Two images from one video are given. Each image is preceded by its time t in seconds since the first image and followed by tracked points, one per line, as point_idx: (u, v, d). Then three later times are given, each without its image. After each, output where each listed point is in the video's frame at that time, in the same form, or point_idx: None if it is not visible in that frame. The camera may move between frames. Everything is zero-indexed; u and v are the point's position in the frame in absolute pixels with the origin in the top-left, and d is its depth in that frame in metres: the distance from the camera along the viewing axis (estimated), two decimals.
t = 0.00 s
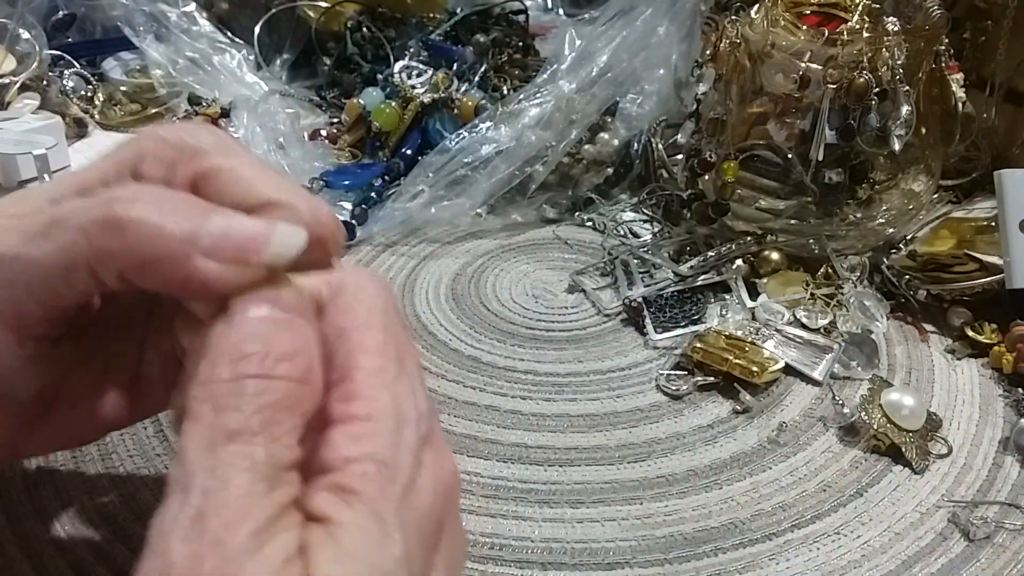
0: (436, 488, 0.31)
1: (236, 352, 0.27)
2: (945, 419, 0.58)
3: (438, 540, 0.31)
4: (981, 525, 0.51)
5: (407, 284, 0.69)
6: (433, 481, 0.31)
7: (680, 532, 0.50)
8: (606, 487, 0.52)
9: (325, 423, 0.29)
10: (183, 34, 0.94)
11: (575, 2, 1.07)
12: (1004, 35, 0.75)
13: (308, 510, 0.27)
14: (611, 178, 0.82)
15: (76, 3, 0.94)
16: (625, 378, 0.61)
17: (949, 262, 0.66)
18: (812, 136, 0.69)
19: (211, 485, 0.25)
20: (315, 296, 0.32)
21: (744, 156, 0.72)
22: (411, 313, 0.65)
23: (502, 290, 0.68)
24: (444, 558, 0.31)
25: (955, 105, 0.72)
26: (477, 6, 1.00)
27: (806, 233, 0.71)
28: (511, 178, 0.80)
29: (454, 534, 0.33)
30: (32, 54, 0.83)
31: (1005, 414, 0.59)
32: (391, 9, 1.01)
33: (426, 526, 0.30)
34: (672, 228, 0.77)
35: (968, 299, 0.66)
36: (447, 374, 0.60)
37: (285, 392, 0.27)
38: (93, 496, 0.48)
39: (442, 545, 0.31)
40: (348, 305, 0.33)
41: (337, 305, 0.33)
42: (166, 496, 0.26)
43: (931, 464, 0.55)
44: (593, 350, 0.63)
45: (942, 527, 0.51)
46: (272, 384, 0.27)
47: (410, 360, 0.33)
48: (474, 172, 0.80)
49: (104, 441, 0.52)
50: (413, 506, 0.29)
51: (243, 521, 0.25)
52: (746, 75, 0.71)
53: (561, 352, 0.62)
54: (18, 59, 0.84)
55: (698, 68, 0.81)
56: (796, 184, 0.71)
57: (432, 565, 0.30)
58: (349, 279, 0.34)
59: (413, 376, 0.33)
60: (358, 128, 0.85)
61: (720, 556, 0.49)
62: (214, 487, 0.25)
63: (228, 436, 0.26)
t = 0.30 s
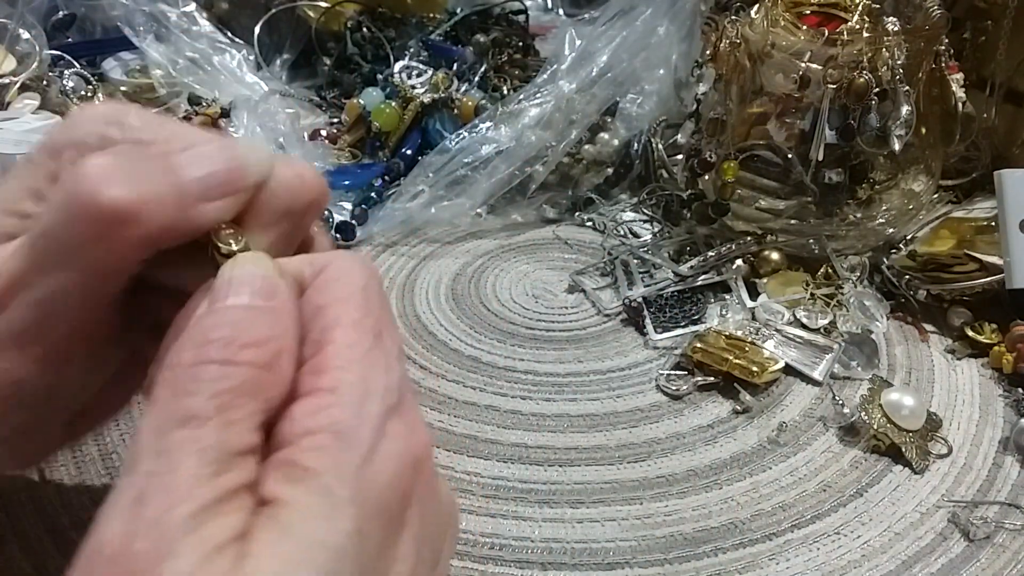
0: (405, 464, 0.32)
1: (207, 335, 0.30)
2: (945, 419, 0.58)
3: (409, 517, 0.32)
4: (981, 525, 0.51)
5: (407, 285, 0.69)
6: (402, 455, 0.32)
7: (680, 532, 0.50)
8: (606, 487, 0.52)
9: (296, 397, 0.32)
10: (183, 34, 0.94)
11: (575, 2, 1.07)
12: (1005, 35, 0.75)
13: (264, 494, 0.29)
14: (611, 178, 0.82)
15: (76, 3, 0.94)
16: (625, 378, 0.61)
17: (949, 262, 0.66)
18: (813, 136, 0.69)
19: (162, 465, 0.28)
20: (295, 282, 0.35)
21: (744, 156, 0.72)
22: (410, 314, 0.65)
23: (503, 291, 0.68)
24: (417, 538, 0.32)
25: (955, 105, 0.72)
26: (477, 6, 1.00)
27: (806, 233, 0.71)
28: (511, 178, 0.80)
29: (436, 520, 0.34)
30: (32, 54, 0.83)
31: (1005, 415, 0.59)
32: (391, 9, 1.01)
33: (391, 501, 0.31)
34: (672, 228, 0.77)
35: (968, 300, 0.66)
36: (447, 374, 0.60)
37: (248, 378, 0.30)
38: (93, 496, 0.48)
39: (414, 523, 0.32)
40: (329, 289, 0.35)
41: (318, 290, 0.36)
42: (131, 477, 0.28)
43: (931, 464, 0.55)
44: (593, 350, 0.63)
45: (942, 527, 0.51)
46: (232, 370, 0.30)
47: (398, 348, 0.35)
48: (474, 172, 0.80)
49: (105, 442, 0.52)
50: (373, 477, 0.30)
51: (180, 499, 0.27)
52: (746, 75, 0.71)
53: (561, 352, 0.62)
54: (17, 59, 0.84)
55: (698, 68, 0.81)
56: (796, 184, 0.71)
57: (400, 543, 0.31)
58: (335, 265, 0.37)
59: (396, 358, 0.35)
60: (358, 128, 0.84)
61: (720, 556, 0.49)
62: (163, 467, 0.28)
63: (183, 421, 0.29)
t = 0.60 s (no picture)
0: (404, 455, 0.27)
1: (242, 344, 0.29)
2: (945, 419, 0.58)
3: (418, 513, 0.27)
4: (981, 525, 0.51)
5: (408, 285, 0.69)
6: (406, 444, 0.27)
7: (680, 532, 0.50)
8: (607, 487, 0.53)
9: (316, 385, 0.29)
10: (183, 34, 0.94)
11: (575, 2, 1.07)
12: (1005, 35, 0.75)
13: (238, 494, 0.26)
14: (611, 178, 0.82)
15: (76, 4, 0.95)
16: (625, 378, 0.61)
17: (949, 262, 0.66)
18: (812, 136, 0.69)
19: (137, 464, 0.26)
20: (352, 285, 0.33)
21: (744, 156, 0.72)
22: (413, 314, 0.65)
23: (504, 290, 0.68)
24: (426, 541, 0.28)
25: (955, 105, 0.72)
26: (477, 6, 1.00)
27: (806, 233, 0.71)
28: (511, 178, 0.80)
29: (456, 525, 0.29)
30: (32, 54, 0.83)
31: (1005, 415, 0.59)
32: (391, 9, 1.01)
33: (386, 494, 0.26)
34: (672, 228, 0.77)
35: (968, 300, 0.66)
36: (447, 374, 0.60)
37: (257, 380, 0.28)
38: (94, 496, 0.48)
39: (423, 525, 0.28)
40: (397, 279, 0.33)
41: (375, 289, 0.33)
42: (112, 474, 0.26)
43: (931, 464, 0.55)
44: (593, 350, 0.63)
45: (942, 527, 0.51)
46: (239, 372, 0.28)
47: (441, 339, 0.32)
48: (474, 171, 0.80)
49: (105, 442, 0.52)
50: (341, 469, 0.26)
51: (150, 497, 0.25)
52: (746, 75, 0.71)
53: (561, 352, 0.62)
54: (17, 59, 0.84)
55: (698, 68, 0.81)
56: (796, 184, 0.71)
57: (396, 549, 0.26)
58: (401, 260, 0.34)
59: (434, 348, 0.31)
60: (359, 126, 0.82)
61: (720, 556, 0.49)
62: (137, 469, 0.26)
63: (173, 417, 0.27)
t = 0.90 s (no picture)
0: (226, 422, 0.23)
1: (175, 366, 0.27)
2: (945, 419, 0.58)
3: (234, 473, 0.22)
4: (981, 525, 0.51)
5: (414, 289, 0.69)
6: (206, 399, 0.23)
7: (680, 532, 0.50)
8: (606, 487, 0.52)
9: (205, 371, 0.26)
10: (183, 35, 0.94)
11: (575, 2, 1.08)
12: (1004, 35, 0.75)
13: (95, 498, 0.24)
14: (611, 178, 0.82)
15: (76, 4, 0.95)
16: (625, 378, 0.61)
17: (949, 262, 0.66)
18: (813, 136, 0.69)
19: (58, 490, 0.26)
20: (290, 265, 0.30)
21: (744, 156, 0.72)
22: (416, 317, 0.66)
23: (505, 290, 0.68)
24: (251, 502, 0.22)
25: (954, 105, 0.73)
26: (477, 6, 1.00)
27: (807, 233, 0.71)
28: (511, 178, 0.80)
29: (319, 485, 0.23)
30: (31, 54, 0.83)
31: (1005, 414, 0.59)
32: (391, 9, 1.01)
33: (181, 457, 0.22)
34: (672, 228, 0.77)
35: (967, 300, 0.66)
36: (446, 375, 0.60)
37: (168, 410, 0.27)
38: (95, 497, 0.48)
39: (244, 484, 0.22)
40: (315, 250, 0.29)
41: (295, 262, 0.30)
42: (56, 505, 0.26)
43: (931, 464, 0.55)
44: (593, 350, 0.63)
45: (942, 527, 0.51)
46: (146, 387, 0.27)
47: (315, 295, 0.27)
48: (474, 171, 0.80)
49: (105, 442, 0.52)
50: (138, 442, 0.23)
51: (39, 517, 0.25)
52: (746, 75, 0.71)
53: (561, 352, 0.62)
54: (17, 59, 0.84)
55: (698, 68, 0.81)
56: (796, 184, 0.71)
57: (201, 520, 0.22)
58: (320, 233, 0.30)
59: (300, 307, 0.27)
60: (358, 128, 0.83)
61: (720, 556, 0.49)
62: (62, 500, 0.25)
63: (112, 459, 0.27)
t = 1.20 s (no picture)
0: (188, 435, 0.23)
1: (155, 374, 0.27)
2: (945, 419, 0.58)
3: (199, 487, 0.22)
4: (981, 525, 0.51)
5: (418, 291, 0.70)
6: (171, 415, 0.23)
7: (680, 532, 0.50)
8: (606, 487, 0.52)
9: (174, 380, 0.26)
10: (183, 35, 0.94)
11: (575, 2, 1.08)
12: (1004, 35, 0.75)
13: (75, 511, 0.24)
14: (611, 178, 0.82)
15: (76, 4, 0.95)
16: (625, 378, 0.61)
17: (949, 261, 0.66)
18: (812, 136, 0.69)
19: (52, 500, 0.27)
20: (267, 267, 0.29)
21: (744, 156, 0.72)
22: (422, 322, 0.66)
23: (505, 290, 0.68)
24: (211, 515, 0.22)
25: (955, 105, 0.73)
26: (477, 6, 1.00)
27: (807, 233, 0.71)
28: (511, 178, 0.80)
29: (277, 493, 0.22)
30: (31, 54, 0.83)
31: (1005, 414, 0.59)
32: (391, 9, 1.01)
33: (149, 473, 0.22)
34: (672, 228, 0.77)
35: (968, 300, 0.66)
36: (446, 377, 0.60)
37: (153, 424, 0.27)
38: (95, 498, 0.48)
39: (205, 498, 0.22)
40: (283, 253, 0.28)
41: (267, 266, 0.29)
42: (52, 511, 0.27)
43: (931, 464, 0.55)
44: (593, 350, 0.63)
45: (942, 527, 0.51)
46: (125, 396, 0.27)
47: (280, 297, 0.26)
48: (474, 172, 0.80)
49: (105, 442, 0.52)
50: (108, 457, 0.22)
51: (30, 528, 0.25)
52: (746, 75, 0.71)
53: (561, 352, 0.62)
54: (17, 59, 0.84)
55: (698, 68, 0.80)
56: (796, 184, 0.71)
57: (169, 533, 0.21)
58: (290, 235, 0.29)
59: (265, 312, 0.26)
60: (358, 128, 0.84)
61: (720, 556, 0.49)
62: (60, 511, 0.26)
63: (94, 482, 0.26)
